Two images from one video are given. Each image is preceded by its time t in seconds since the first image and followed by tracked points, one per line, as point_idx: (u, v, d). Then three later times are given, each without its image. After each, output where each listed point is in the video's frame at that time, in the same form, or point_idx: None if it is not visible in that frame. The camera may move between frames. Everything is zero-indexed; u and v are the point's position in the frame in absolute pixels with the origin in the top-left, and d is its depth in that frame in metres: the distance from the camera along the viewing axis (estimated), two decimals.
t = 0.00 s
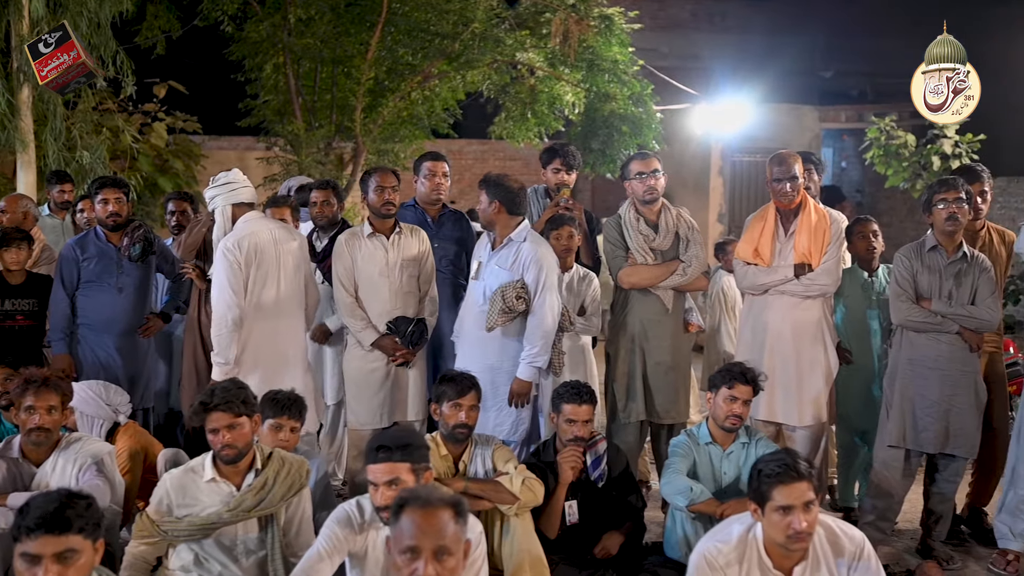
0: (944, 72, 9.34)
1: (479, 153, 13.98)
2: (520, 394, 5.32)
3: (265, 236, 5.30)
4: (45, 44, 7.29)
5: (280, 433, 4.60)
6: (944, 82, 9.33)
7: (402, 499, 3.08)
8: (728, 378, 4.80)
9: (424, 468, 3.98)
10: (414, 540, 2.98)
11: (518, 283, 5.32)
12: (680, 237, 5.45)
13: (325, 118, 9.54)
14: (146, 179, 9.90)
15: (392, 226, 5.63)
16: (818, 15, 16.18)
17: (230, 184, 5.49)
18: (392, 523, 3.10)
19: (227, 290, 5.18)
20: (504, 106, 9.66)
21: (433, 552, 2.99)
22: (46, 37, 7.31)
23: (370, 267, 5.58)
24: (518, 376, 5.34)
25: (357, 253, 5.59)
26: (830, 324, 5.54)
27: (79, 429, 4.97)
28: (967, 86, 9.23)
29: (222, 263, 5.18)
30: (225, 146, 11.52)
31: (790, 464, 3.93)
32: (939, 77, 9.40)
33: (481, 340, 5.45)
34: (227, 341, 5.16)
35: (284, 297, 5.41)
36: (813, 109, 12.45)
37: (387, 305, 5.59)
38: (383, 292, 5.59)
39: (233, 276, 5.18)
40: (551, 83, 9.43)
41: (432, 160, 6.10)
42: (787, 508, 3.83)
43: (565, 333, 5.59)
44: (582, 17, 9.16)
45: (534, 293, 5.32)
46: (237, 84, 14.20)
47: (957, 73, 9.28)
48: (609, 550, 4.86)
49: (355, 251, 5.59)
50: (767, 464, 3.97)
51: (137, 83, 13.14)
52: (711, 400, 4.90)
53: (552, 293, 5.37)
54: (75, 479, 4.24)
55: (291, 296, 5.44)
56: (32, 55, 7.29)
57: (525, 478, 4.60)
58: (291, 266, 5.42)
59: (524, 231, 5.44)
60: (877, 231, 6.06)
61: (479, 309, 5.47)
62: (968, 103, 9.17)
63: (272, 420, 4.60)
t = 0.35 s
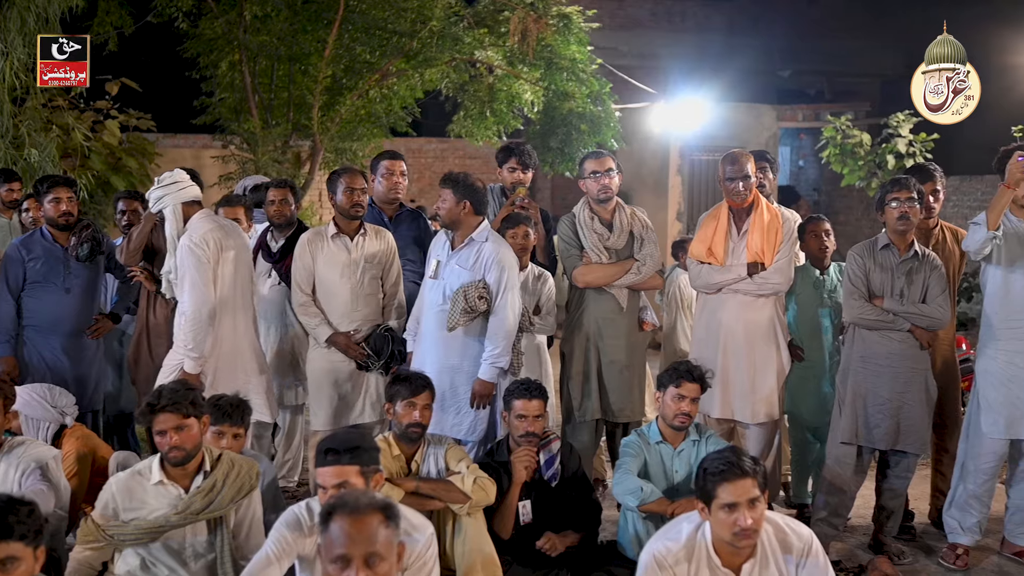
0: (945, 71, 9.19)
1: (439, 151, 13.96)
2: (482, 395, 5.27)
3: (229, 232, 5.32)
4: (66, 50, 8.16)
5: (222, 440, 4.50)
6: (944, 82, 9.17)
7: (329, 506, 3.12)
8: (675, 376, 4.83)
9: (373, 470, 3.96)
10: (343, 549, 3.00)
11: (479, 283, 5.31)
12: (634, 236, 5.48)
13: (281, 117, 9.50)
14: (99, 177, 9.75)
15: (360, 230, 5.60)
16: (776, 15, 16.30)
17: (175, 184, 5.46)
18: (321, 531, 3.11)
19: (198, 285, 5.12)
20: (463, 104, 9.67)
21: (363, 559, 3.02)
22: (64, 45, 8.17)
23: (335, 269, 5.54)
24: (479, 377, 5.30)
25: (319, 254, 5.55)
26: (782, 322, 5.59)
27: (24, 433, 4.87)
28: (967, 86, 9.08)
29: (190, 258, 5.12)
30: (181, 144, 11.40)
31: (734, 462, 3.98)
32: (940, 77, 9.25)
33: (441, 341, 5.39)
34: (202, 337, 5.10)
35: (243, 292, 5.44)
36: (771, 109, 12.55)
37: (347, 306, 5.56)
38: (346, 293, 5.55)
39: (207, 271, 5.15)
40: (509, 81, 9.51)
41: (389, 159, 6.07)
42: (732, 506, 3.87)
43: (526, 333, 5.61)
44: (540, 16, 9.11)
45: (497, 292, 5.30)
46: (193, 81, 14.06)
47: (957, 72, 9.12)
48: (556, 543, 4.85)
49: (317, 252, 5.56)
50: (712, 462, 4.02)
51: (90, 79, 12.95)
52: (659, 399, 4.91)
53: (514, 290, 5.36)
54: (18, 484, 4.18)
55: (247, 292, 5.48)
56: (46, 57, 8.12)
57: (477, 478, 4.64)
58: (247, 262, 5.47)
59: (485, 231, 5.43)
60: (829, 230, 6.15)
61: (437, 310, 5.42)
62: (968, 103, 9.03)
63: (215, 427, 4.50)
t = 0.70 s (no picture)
0: (946, 70, 8.71)
1: (390, 150, 13.92)
2: (435, 394, 5.22)
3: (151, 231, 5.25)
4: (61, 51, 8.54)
5: (156, 446, 4.44)
6: (944, 81, 8.69)
7: (256, 512, 3.12)
8: (613, 375, 4.84)
9: (312, 473, 3.92)
10: (270, 557, 3.01)
11: (437, 282, 5.25)
12: (580, 235, 5.48)
13: (228, 115, 9.39)
14: (39, 176, 9.53)
15: (310, 228, 5.54)
16: (730, 14, 16.36)
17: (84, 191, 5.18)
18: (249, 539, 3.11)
19: (129, 286, 5.04)
20: (413, 103, 9.75)
21: (290, 565, 3.02)
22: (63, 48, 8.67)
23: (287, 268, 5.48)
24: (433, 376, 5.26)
25: (266, 253, 5.48)
26: (726, 320, 5.65)
27: None
28: (967, 85, 8.57)
29: (118, 259, 5.02)
30: (126, 143, 11.23)
31: (689, 459, 3.93)
32: (940, 76, 8.77)
33: (396, 340, 5.29)
34: (140, 337, 5.05)
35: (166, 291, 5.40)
36: (720, 108, 12.64)
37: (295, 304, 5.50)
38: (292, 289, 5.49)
39: (138, 272, 5.07)
40: (461, 80, 9.53)
41: (336, 158, 6.01)
42: (685, 503, 3.82)
43: (477, 331, 5.61)
44: (491, 15, 9.15)
45: (453, 292, 5.27)
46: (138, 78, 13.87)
47: (957, 71, 8.65)
48: None
49: (264, 251, 5.49)
50: (666, 459, 3.97)
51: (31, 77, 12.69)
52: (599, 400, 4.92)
53: (467, 289, 5.35)
54: None
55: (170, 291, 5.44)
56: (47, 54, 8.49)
57: (422, 478, 4.61)
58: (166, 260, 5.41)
59: (438, 231, 5.40)
60: (774, 229, 6.20)
61: (387, 308, 5.32)
62: (968, 102, 8.54)
63: (149, 433, 4.43)
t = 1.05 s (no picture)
0: (945, 70, 8.23)
1: (332, 149, 13.84)
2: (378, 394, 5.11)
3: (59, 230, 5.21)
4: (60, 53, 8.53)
5: (79, 452, 4.35)
6: (944, 81, 8.23)
7: (185, 511, 3.09)
8: (551, 375, 4.82)
9: (240, 476, 3.86)
10: (199, 554, 2.99)
11: (378, 280, 5.14)
12: (518, 235, 5.47)
13: (165, 114, 9.26)
14: None
15: (242, 223, 5.43)
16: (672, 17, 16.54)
17: None
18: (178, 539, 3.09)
19: (37, 286, 5.01)
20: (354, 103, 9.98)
21: (220, 563, 3.00)
22: (63, 45, 8.68)
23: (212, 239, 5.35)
24: (376, 374, 5.16)
25: (200, 252, 5.43)
26: (663, 319, 5.67)
27: None
28: (967, 85, 8.19)
29: (24, 259, 5.00)
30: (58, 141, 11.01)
31: (633, 456, 3.82)
32: (939, 76, 8.28)
33: (337, 341, 5.15)
34: (49, 338, 5.02)
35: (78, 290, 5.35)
36: (663, 108, 12.70)
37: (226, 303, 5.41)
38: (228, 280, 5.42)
39: (45, 272, 5.04)
40: (402, 80, 9.69)
41: (272, 157, 5.89)
42: (627, 499, 3.70)
43: (416, 330, 5.58)
44: (432, 14, 9.23)
45: (393, 290, 5.18)
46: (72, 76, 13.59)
47: (957, 71, 8.19)
48: None
49: (196, 250, 5.42)
50: (610, 456, 3.85)
51: None
52: (538, 399, 4.90)
53: (407, 288, 5.27)
54: None
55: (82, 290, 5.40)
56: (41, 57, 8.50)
57: (357, 483, 4.54)
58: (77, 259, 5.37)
59: (374, 230, 5.31)
60: (713, 228, 6.22)
61: (326, 310, 5.18)
62: (968, 102, 8.16)
63: (72, 439, 4.34)
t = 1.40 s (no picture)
0: (945, 71, 8.45)
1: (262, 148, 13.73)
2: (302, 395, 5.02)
3: None
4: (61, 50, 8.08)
5: None
6: (943, 82, 8.45)
7: (116, 511, 3.10)
8: (487, 373, 4.77)
9: (152, 481, 3.75)
10: (125, 556, 3.01)
11: (302, 280, 5.05)
12: (445, 234, 5.43)
13: (86, 111, 8.98)
14: None
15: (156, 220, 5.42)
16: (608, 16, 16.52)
17: None
18: (105, 539, 3.09)
19: None
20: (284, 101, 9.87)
21: (146, 566, 3.02)
22: (62, 44, 8.07)
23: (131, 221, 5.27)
24: (300, 375, 5.07)
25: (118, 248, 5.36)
26: (592, 317, 5.67)
27: None
28: (967, 85, 8.45)
29: None
30: None
31: (550, 454, 3.79)
32: (939, 76, 8.49)
33: (261, 342, 5.04)
34: None
35: None
36: (596, 108, 12.72)
37: (146, 303, 5.32)
38: (149, 275, 5.33)
39: None
40: (333, 77, 9.67)
41: (194, 155, 5.76)
42: (545, 498, 3.68)
43: (342, 331, 5.49)
44: (363, 11, 9.12)
45: (318, 290, 5.09)
46: None
47: (957, 71, 8.40)
48: None
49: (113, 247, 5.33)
50: (528, 454, 3.82)
51: None
52: (471, 398, 4.85)
53: (333, 287, 5.19)
54: None
55: None
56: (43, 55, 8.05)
57: (280, 487, 4.37)
58: None
59: (300, 229, 5.21)
60: (642, 227, 6.24)
61: (249, 309, 5.04)
62: (968, 102, 8.43)
63: None
